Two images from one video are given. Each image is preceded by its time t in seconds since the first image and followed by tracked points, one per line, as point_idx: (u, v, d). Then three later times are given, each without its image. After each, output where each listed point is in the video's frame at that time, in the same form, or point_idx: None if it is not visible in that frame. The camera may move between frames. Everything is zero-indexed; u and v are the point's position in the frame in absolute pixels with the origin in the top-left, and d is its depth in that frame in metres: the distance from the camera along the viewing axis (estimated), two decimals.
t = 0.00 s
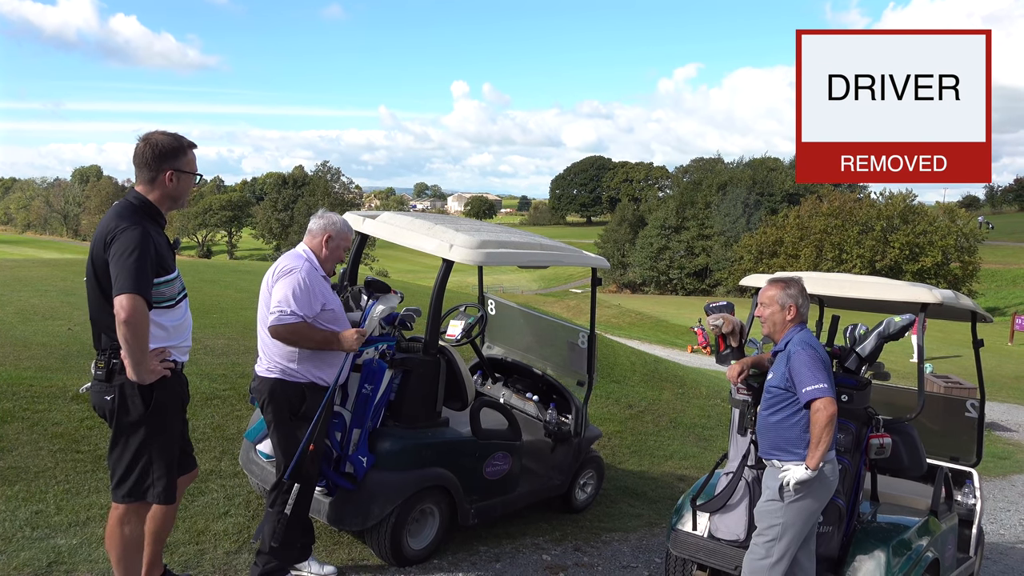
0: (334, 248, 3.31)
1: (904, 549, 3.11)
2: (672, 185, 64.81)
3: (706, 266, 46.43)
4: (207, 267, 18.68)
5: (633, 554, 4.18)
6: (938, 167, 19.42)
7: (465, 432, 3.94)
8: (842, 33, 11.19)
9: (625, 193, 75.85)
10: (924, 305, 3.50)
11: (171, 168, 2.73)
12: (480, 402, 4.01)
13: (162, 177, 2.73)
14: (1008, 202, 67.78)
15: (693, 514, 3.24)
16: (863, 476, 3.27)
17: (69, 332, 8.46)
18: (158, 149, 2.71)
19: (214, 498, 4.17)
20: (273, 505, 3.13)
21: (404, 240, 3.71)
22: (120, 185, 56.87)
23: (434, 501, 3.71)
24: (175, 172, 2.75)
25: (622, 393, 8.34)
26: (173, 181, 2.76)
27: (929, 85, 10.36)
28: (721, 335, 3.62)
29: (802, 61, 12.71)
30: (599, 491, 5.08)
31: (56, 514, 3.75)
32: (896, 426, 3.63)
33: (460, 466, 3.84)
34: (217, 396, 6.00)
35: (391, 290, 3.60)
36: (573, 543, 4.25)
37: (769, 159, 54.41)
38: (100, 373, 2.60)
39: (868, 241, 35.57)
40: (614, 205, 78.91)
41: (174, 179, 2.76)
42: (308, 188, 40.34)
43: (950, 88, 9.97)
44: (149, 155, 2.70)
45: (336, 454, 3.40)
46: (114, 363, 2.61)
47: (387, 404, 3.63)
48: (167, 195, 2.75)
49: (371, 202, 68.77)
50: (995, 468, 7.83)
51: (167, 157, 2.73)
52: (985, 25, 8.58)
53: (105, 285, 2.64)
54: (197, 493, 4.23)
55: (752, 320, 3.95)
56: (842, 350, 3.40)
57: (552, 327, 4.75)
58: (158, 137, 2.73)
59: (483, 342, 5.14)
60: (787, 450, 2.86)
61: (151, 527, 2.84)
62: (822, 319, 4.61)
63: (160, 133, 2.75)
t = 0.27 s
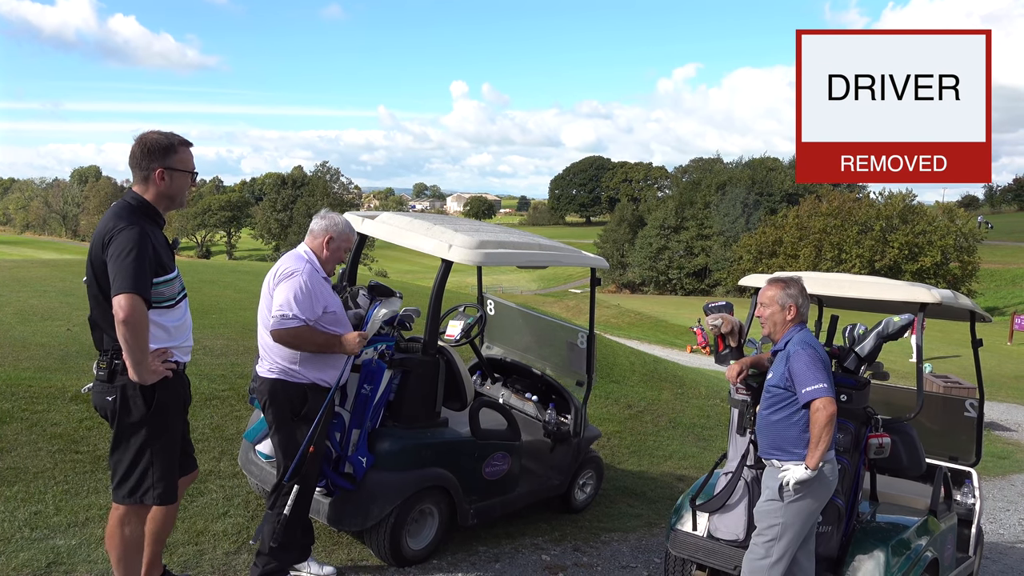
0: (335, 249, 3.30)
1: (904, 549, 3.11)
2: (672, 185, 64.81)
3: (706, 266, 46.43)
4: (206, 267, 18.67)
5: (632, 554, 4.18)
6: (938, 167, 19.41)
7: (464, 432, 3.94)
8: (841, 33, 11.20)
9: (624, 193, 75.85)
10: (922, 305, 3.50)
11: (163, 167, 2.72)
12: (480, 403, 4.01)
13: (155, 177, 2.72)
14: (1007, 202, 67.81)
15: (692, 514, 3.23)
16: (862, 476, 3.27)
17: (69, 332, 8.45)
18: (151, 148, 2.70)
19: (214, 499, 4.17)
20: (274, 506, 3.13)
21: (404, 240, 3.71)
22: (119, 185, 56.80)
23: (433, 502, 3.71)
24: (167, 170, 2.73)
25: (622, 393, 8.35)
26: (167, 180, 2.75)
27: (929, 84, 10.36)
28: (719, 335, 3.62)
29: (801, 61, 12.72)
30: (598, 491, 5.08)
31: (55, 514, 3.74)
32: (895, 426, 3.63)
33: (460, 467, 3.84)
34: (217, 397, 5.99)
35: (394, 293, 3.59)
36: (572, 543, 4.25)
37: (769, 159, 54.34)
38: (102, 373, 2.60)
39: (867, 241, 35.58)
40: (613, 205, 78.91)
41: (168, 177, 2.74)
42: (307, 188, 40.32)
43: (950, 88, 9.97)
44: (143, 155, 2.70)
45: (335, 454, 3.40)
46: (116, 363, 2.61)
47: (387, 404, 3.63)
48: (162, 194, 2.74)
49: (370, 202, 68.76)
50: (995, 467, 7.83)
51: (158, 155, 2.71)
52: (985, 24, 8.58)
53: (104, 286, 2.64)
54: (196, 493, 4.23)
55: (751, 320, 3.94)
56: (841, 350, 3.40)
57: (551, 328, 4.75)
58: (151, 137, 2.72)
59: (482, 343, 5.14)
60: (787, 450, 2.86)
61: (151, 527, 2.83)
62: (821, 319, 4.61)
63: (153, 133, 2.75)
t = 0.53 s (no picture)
0: (332, 250, 3.30)
1: (904, 549, 3.12)
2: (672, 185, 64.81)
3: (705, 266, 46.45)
4: (206, 268, 18.67)
5: (632, 555, 4.18)
6: (938, 167, 19.41)
7: (463, 432, 3.94)
8: (841, 33, 11.22)
9: (624, 194, 75.86)
10: (922, 305, 3.49)
11: (161, 168, 2.72)
12: (479, 403, 4.01)
13: (154, 177, 2.72)
14: (1007, 202, 67.82)
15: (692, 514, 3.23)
16: (862, 476, 3.27)
17: (69, 332, 8.45)
18: (151, 149, 2.70)
19: (214, 499, 4.18)
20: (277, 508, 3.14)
21: (403, 240, 3.71)
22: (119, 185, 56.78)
23: (433, 502, 3.71)
24: (167, 170, 2.73)
25: (622, 394, 8.35)
26: (167, 181, 2.75)
27: (929, 85, 10.37)
28: (719, 335, 3.62)
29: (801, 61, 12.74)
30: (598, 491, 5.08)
31: (55, 515, 3.74)
32: (895, 426, 3.64)
33: (460, 467, 3.84)
34: (217, 397, 5.99)
35: (394, 296, 3.60)
36: (572, 543, 4.25)
37: (769, 159, 54.35)
38: (104, 374, 2.60)
39: (867, 241, 35.59)
40: (613, 205, 78.92)
41: (167, 178, 2.75)
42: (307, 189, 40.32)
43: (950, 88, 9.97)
44: (142, 156, 2.70)
45: (335, 454, 3.40)
46: (118, 364, 2.61)
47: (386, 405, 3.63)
48: (162, 194, 2.74)
49: (370, 203, 68.75)
50: (994, 468, 7.83)
51: (157, 157, 2.71)
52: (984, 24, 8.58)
53: (105, 287, 2.64)
54: (196, 494, 4.23)
55: (750, 320, 3.94)
56: (840, 350, 3.39)
57: (550, 328, 4.75)
58: (151, 137, 2.73)
59: (482, 343, 5.15)
60: (787, 450, 2.87)
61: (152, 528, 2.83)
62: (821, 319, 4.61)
63: (153, 133, 2.75)
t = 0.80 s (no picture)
0: (326, 250, 3.30)
1: (904, 549, 3.12)
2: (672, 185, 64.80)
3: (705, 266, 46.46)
4: (206, 268, 18.67)
5: (632, 555, 4.18)
6: (938, 167, 19.42)
7: (463, 432, 3.93)
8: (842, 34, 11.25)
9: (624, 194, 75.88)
10: (922, 305, 3.49)
11: (167, 169, 2.72)
12: (479, 403, 4.01)
13: (159, 179, 2.72)
14: (1007, 202, 67.81)
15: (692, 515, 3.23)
16: (862, 477, 3.27)
17: (69, 333, 8.45)
18: (155, 150, 2.70)
19: (214, 499, 4.18)
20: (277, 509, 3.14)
21: (404, 240, 3.72)
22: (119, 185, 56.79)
23: (433, 502, 3.71)
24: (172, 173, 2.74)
25: (622, 394, 8.35)
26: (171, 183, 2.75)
27: (929, 85, 10.39)
28: (719, 335, 3.62)
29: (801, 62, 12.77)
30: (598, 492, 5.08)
31: (55, 515, 3.74)
32: (895, 426, 3.64)
33: (460, 467, 3.84)
34: (217, 397, 5.99)
35: (391, 297, 3.47)
36: (572, 544, 4.25)
37: (769, 160, 54.35)
38: (106, 375, 2.61)
39: (867, 242, 35.59)
40: (613, 206, 78.93)
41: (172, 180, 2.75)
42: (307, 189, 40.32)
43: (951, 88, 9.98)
44: (147, 157, 2.70)
45: (335, 455, 3.41)
46: (120, 365, 2.62)
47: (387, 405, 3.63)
48: (166, 196, 2.75)
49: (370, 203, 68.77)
50: (994, 468, 7.83)
51: (162, 158, 2.71)
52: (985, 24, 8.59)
53: (108, 288, 2.64)
54: (197, 494, 4.23)
55: (750, 321, 3.94)
56: (840, 351, 3.39)
57: (550, 328, 4.75)
58: (155, 138, 2.73)
59: (482, 343, 5.15)
60: (787, 451, 2.87)
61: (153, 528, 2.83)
62: (821, 320, 4.61)
63: (157, 134, 2.75)
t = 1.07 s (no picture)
0: (322, 249, 3.30)
1: (903, 549, 3.12)
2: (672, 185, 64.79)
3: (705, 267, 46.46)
4: (206, 269, 18.66)
5: (631, 555, 4.18)
6: (938, 167, 19.42)
7: (463, 433, 3.93)
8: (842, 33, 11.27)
9: (624, 194, 75.87)
10: (922, 306, 3.49)
11: (174, 173, 2.73)
12: (479, 404, 4.01)
13: (165, 181, 2.73)
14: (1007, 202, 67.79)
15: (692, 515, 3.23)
16: (862, 477, 3.27)
17: (68, 333, 8.45)
18: (162, 152, 2.71)
19: (214, 500, 4.18)
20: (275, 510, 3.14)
21: (404, 241, 3.72)
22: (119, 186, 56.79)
23: (433, 502, 3.71)
24: (178, 176, 2.75)
25: (622, 395, 8.35)
26: (176, 185, 2.76)
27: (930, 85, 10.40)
28: (719, 336, 3.62)
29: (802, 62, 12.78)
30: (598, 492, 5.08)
31: (55, 516, 3.74)
32: (894, 427, 3.64)
33: (459, 468, 3.84)
34: (216, 398, 5.99)
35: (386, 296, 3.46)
36: (572, 544, 4.25)
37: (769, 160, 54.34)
38: (106, 375, 2.61)
39: (867, 242, 35.59)
40: (613, 206, 78.92)
41: (177, 183, 2.76)
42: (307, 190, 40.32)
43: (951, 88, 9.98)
44: (153, 158, 2.70)
45: (335, 455, 3.42)
46: (121, 366, 2.62)
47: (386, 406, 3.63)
48: (170, 198, 2.76)
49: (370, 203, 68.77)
50: (994, 468, 7.83)
51: (170, 161, 2.73)
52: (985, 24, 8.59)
53: (110, 289, 2.64)
54: (196, 495, 4.23)
55: (749, 321, 3.94)
56: (839, 351, 3.39)
57: (550, 329, 4.75)
58: (162, 140, 2.73)
59: (482, 344, 5.15)
60: (787, 452, 2.87)
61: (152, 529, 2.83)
62: (820, 320, 4.61)
63: (163, 137, 2.75)
